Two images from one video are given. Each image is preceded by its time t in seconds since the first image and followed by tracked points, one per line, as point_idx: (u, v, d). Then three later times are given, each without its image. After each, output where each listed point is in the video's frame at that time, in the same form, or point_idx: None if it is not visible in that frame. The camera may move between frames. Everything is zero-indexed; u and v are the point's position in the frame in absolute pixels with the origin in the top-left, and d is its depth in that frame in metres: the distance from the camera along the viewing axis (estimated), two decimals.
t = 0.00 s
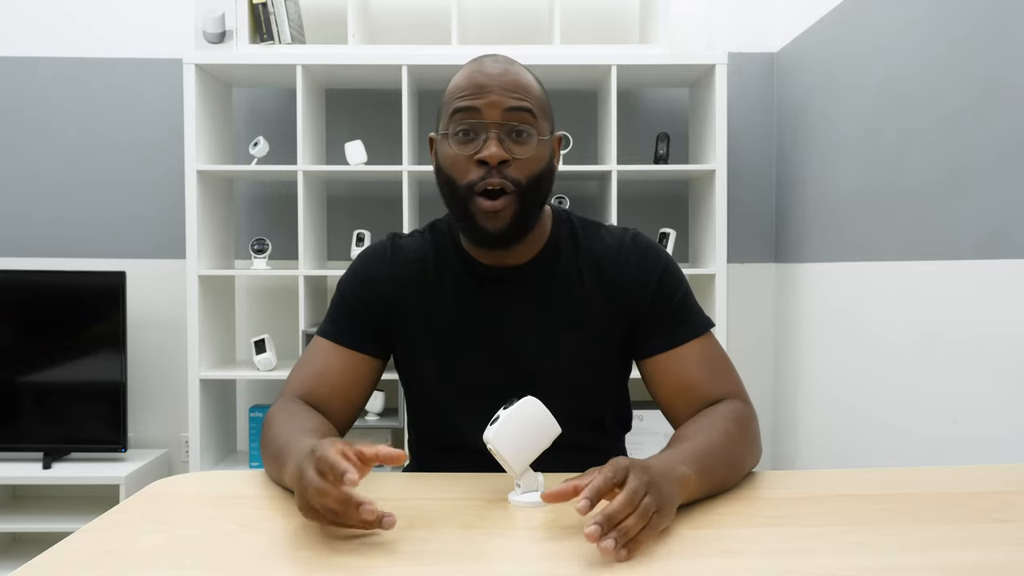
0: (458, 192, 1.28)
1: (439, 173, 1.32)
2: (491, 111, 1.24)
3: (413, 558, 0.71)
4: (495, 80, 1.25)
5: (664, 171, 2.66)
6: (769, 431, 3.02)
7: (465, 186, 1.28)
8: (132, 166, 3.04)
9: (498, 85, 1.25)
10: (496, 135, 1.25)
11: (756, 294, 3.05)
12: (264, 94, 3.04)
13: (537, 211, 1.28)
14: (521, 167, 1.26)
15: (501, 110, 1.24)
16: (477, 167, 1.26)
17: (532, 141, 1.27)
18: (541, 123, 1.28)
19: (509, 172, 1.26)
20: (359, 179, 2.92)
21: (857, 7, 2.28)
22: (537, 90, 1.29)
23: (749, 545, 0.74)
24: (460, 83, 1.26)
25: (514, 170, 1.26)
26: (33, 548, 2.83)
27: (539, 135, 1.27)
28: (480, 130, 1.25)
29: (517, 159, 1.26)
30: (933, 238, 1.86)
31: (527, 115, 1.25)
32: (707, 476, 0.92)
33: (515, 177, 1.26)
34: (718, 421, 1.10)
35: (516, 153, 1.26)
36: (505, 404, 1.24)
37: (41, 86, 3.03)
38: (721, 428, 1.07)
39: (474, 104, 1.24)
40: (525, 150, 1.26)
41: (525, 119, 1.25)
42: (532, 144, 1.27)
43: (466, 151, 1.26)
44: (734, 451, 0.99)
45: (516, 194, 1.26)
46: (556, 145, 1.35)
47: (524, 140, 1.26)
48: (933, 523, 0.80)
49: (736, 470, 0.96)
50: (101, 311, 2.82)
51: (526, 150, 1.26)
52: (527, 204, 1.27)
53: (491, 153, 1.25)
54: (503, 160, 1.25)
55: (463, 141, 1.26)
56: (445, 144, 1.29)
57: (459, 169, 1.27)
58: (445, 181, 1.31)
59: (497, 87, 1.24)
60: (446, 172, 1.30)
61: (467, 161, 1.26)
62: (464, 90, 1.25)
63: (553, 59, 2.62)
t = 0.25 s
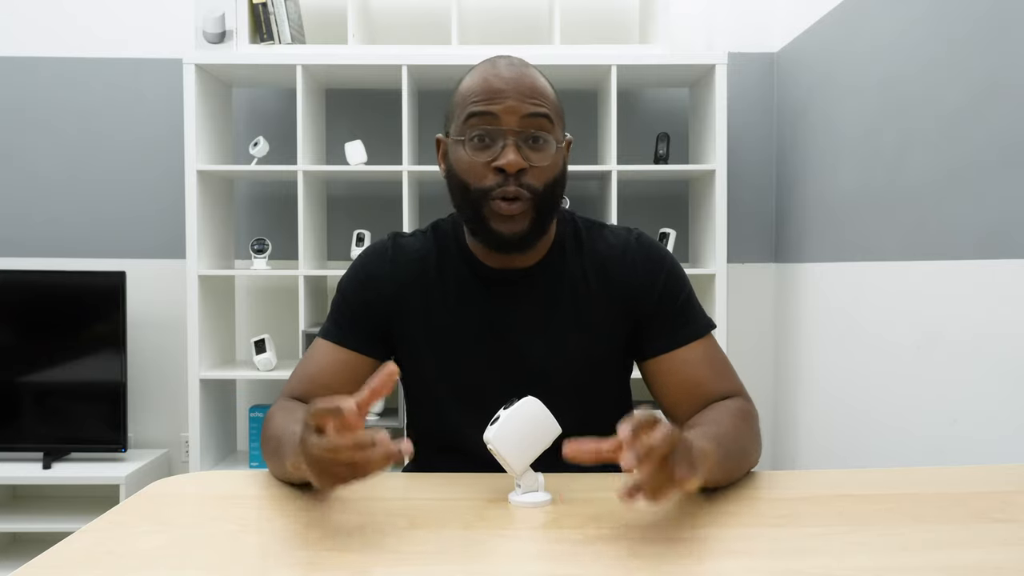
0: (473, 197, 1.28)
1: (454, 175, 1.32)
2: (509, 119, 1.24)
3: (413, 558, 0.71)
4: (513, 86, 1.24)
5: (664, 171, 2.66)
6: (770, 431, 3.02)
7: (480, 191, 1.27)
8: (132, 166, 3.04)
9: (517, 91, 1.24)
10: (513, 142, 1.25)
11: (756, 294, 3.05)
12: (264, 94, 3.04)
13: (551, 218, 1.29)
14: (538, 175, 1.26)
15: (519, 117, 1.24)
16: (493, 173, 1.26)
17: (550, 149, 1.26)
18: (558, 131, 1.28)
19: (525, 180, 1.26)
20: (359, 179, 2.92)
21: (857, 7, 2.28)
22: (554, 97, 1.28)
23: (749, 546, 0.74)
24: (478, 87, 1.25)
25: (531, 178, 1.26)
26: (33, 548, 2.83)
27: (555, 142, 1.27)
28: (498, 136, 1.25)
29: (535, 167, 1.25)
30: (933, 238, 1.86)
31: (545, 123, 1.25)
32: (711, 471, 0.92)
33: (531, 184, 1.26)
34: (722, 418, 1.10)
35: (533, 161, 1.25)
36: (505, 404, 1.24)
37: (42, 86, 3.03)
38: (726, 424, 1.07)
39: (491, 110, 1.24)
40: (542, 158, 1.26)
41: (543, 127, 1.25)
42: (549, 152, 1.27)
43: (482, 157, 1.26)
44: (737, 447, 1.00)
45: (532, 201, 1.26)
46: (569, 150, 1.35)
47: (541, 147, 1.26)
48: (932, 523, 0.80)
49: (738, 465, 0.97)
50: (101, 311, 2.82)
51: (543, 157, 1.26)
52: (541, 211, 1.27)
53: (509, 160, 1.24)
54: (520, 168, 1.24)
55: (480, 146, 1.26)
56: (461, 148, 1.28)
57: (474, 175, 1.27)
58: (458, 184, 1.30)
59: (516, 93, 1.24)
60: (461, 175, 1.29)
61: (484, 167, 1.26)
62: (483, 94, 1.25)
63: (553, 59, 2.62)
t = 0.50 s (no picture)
0: (479, 198, 1.27)
1: (460, 176, 1.31)
2: (518, 122, 1.24)
3: (412, 558, 0.71)
4: (524, 89, 1.24)
5: (664, 171, 2.66)
6: (770, 431, 3.02)
7: (487, 193, 1.26)
8: (133, 166, 3.04)
9: (527, 95, 1.24)
10: (522, 146, 1.24)
11: (756, 294, 3.05)
12: (264, 94, 3.04)
13: (556, 222, 1.28)
14: (546, 179, 1.25)
15: (529, 122, 1.24)
16: (500, 176, 1.25)
17: (558, 153, 1.26)
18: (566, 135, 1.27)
19: (533, 184, 1.25)
20: (359, 179, 2.92)
21: (857, 7, 2.28)
22: (564, 101, 1.28)
23: (750, 545, 0.74)
24: (487, 89, 1.25)
25: (538, 181, 1.25)
26: (33, 548, 2.83)
27: (564, 147, 1.26)
28: (506, 139, 1.25)
29: (542, 171, 1.25)
30: (933, 238, 1.86)
31: (554, 128, 1.25)
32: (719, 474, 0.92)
33: (538, 188, 1.25)
34: (727, 420, 1.10)
35: (541, 165, 1.24)
36: (506, 404, 1.24)
37: (42, 86, 3.03)
38: (731, 427, 1.07)
39: (501, 113, 1.24)
40: (550, 162, 1.25)
41: (551, 132, 1.25)
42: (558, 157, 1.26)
43: (490, 159, 1.26)
44: (742, 450, 0.99)
45: (539, 206, 1.25)
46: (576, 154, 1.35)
47: (549, 151, 1.25)
48: (932, 523, 0.80)
49: (744, 468, 0.96)
50: (101, 311, 2.82)
51: (551, 162, 1.25)
52: (548, 215, 1.26)
53: (518, 164, 1.23)
54: (528, 172, 1.24)
55: (488, 148, 1.26)
56: (469, 148, 1.28)
57: (481, 177, 1.27)
58: (465, 185, 1.30)
59: (526, 97, 1.24)
60: (468, 176, 1.29)
61: (492, 169, 1.26)
62: (493, 97, 1.24)
63: (553, 59, 2.62)
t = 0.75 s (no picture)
0: (476, 196, 1.28)
1: (457, 173, 1.31)
2: (515, 119, 1.23)
3: (412, 558, 0.71)
4: (520, 86, 1.23)
5: (664, 171, 2.66)
6: (770, 431, 3.02)
7: (484, 191, 1.27)
8: (133, 166, 3.04)
9: (523, 91, 1.23)
10: (518, 143, 1.24)
11: (756, 294, 3.05)
12: (264, 94, 3.04)
13: (553, 218, 1.28)
14: (542, 175, 1.25)
15: (525, 118, 1.23)
16: (497, 173, 1.26)
17: (554, 150, 1.26)
18: (563, 131, 1.27)
19: (529, 181, 1.25)
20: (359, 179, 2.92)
21: (857, 7, 2.28)
22: (561, 97, 1.27)
23: (749, 546, 0.74)
24: (483, 86, 1.25)
25: (535, 178, 1.25)
26: (33, 548, 2.83)
27: (561, 143, 1.26)
28: (503, 136, 1.24)
29: (538, 168, 1.25)
30: (933, 238, 1.86)
31: (550, 124, 1.24)
32: (718, 474, 0.92)
33: (535, 185, 1.25)
34: (726, 420, 1.10)
35: (537, 162, 1.25)
36: (506, 404, 1.24)
37: (41, 86, 3.03)
38: (731, 428, 1.07)
39: (497, 109, 1.23)
40: (547, 158, 1.25)
41: (547, 128, 1.25)
42: (554, 153, 1.26)
43: (487, 157, 1.26)
44: (742, 450, 0.99)
45: (536, 203, 1.26)
46: (573, 150, 1.35)
47: (545, 147, 1.25)
48: (932, 523, 0.80)
49: (744, 468, 0.96)
50: (101, 311, 2.82)
51: (547, 158, 1.25)
52: (544, 212, 1.27)
53: (514, 161, 1.24)
54: (524, 169, 1.24)
55: (484, 146, 1.25)
56: (466, 146, 1.28)
57: (478, 174, 1.27)
58: (462, 182, 1.30)
59: (522, 93, 1.23)
60: (465, 174, 1.29)
61: (488, 167, 1.26)
62: (489, 93, 1.24)
63: (553, 59, 2.62)
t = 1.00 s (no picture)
0: (468, 190, 1.28)
1: (448, 170, 1.32)
2: (503, 112, 1.24)
3: (413, 558, 0.71)
4: (507, 80, 1.25)
5: (664, 171, 2.66)
6: (770, 431, 3.02)
7: (476, 185, 1.28)
8: (134, 166, 3.04)
9: (510, 85, 1.24)
10: (507, 135, 1.25)
11: (756, 294, 3.05)
12: (264, 94, 3.04)
13: (545, 210, 1.29)
14: (533, 167, 1.26)
15: (513, 110, 1.24)
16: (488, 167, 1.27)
17: (543, 142, 1.27)
18: (551, 124, 1.28)
19: (520, 173, 1.26)
20: (359, 179, 2.92)
21: (857, 7, 2.28)
22: (547, 91, 1.29)
23: (750, 546, 0.74)
24: (471, 82, 1.26)
25: (525, 170, 1.26)
26: (33, 548, 2.83)
27: (549, 136, 1.27)
28: (491, 130, 1.25)
29: (528, 160, 1.26)
30: (933, 238, 1.86)
31: (538, 117, 1.25)
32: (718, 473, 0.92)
33: (525, 177, 1.26)
34: (724, 420, 1.10)
35: (527, 154, 1.26)
36: (506, 404, 1.24)
37: (41, 86, 3.03)
38: (731, 427, 1.07)
39: (485, 104, 1.25)
40: (536, 150, 1.26)
41: (536, 121, 1.26)
42: (543, 145, 1.27)
43: (477, 150, 1.26)
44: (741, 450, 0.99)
45: (527, 194, 1.26)
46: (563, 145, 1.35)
47: (534, 140, 1.26)
48: (932, 523, 0.80)
49: (744, 468, 0.96)
50: (101, 311, 2.82)
51: (536, 151, 1.26)
52: (536, 204, 1.27)
53: (504, 153, 1.25)
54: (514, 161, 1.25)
55: (474, 140, 1.26)
56: (456, 142, 1.29)
57: (469, 169, 1.28)
58: (454, 178, 1.31)
59: (509, 87, 1.24)
60: (456, 170, 1.30)
61: (479, 160, 1.27)
62: (476, 89, 1.25)
63: (552, 59, 2.61)
